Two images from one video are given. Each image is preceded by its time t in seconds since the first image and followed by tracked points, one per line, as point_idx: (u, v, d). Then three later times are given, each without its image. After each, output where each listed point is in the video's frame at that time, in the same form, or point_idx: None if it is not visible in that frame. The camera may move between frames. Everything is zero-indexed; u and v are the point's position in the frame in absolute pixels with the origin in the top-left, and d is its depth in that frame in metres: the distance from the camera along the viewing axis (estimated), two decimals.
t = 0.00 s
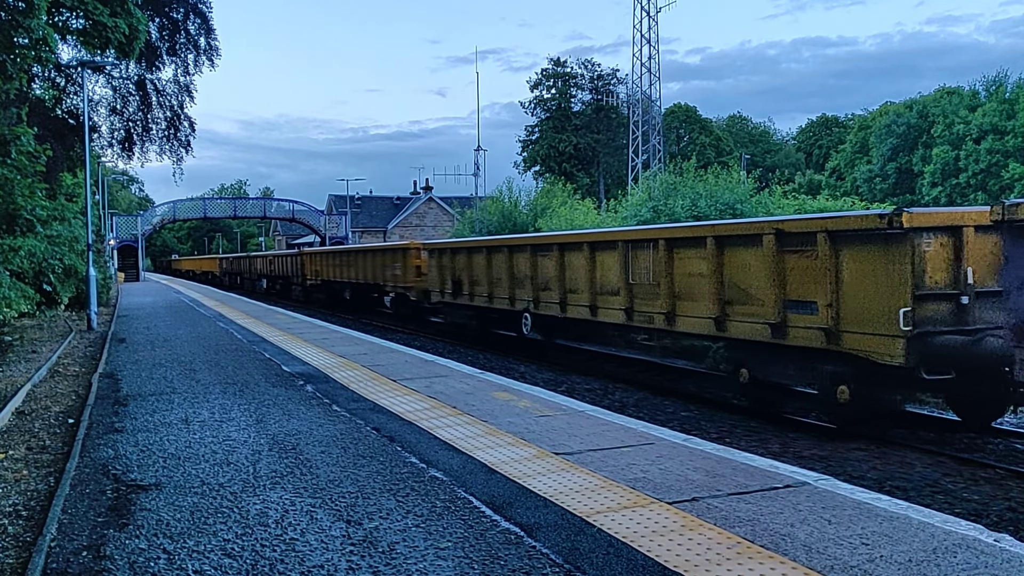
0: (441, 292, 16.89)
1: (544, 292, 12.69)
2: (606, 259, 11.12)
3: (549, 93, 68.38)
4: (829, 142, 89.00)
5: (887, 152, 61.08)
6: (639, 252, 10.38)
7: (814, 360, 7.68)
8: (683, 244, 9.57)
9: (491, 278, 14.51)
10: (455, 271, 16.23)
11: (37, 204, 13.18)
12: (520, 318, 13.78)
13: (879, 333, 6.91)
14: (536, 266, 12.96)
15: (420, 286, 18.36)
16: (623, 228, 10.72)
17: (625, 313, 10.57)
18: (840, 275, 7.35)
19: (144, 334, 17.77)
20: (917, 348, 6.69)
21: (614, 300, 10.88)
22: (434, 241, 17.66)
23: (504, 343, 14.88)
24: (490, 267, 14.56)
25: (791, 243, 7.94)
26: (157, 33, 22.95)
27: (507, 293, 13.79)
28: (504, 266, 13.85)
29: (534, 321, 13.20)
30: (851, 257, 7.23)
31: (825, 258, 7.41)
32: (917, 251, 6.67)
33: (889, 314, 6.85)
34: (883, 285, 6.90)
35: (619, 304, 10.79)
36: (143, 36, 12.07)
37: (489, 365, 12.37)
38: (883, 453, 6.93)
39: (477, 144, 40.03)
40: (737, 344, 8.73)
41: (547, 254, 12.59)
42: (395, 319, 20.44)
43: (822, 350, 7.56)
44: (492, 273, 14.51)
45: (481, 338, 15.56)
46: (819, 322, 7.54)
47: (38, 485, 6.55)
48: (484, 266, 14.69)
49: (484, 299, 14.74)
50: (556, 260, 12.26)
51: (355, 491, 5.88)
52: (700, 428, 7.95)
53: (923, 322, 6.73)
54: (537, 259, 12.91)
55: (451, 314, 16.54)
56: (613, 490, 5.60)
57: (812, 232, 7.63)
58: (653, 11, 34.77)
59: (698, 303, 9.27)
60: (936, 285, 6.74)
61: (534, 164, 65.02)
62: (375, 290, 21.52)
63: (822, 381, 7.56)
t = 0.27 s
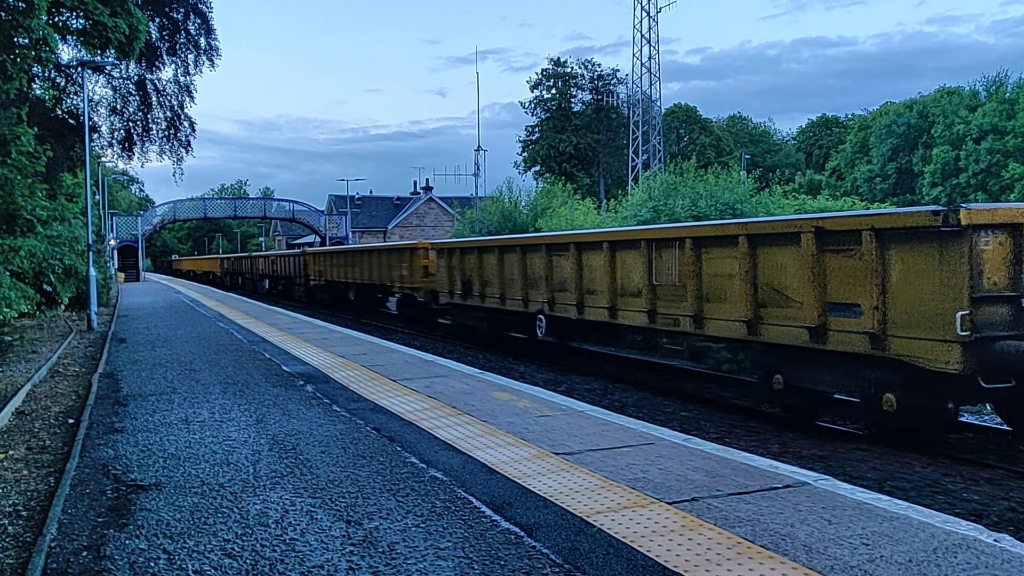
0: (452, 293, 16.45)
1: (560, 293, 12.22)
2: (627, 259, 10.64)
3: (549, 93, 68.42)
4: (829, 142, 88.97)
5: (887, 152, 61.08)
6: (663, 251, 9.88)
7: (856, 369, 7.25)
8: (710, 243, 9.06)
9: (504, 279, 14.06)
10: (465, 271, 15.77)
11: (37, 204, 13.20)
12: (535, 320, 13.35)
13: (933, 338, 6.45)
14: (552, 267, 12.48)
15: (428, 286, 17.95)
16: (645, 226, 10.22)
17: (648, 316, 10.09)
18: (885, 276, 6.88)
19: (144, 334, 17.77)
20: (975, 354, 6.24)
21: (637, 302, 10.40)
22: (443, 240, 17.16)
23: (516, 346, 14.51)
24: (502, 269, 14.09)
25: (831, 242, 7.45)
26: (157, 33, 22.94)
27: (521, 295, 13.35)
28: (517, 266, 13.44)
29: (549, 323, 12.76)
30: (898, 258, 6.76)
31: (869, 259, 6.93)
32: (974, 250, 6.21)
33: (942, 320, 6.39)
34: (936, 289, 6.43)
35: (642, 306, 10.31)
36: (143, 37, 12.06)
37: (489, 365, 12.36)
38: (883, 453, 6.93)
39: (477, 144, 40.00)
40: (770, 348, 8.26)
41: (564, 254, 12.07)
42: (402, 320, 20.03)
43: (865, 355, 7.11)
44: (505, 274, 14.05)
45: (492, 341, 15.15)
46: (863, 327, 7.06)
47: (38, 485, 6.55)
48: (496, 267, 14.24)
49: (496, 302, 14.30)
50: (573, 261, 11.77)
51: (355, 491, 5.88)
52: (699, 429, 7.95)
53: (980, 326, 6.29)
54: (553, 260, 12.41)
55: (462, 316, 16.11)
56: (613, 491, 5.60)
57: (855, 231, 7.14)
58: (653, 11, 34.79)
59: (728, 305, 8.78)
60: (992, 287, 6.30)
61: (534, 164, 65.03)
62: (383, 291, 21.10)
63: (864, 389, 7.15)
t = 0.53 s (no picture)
0: (462, 294, 16.11)
1: (579, 294, 11.89)
2: (649, 259, 10.36)
3: (549, 93, 68.45)
4: (829, 142, 88.95)
5: (887, 152, 61.07)
6: (691, 251, 9.61)
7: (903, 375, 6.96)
8: (742, 242, 8.79)
9: (517, 279, 13.72)
10: (476, 271, 15.43)
11: (37, 203, 13.21)
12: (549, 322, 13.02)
13: (997, 342, 6.17)
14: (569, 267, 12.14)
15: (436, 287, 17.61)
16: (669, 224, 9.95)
17: (674, 318, 9.80)
18: (939, 277, 6.59)
19: (144, 334, 17.77)
20: None
21: (661, 304, 10.13)
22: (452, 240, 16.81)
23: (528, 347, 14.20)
24: (515, 269, 13.75)
25: (877, 240, 7.18)
26: (157, 33, 22.94)
27: (535, 295, 13.01)
28: (531, 266, 13.10)
29: (565, 325, 12.44)
30: (955, 257, 6.48)
31: (922, 258, 6.65)
32: None
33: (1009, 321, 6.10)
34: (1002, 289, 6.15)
35: (667, 308, 10.02)
36: (143, 36, 12.06)
37: (489, 365, 12.35)
38: (883, 453, 6.93)
39: (477, 144, 40.00)
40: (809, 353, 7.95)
41: (581, 254, 11.77)
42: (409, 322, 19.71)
43: (916, 361, 6.81)
44: (518, 274, 13.71)
45: (504, 343, 14.81)
46: (914, 331, 6.77)
47: (38, 485, 6.55)
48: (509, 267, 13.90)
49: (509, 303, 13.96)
50: (592, 261, 11.46)
51: (355, 491, 5.87)
52: (699, 428, 7.94)
53: None
54: (570, 260, 12.09)
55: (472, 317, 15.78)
56: (613, 491, 5.59)
57: (905, 229, 6.86)
58: (653, 11, 34.81)
59: (762, 307, 8.50)
60: None
61: (534, 164, 65.04)
62: (390, 291, 20.77)
63: (912, 397, 6.83)
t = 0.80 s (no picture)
0: (472, 295, 15.66)
1: (598, 295, 11.45)
2: (674, 259, 9.93)
3: (549, 93, 68.48)
4: (829, 142, 88.97)
5: (887, 152, 61.09)
6: (720, 250, 9.16)
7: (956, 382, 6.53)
8: (776, 240, 8.33)
9: (531, 280, 13.27)
10: (487, 272, 14.97)
11: (37, 203, 13.23)
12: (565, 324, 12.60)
13: None
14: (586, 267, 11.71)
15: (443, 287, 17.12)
16: (696, 222, 9.49)
17: (701, 321, 9.37)
18: (1001, 279, 6.15)
19: (144, 334, 17.77)
20: None
21: (687, 306, 9.70)
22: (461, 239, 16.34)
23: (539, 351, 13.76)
24: (529, 269, 13.31)
25: (928, 238, 6.74)
26: (157, 33, 22.94)
27: (549, 296, 12.58)
28: (546, 267, 12.64)
29: (581, 327, 12.03)
30: (1016, 257, 6.04)
31: (982, 258, 6.22)
32: None
33: None
34: None
35: (694, 311, 9.58)
36: (143, 36, 12.05)
37: (489, 365, 12.34)
38: (883, 453, 6.93)
39: (477, 144, 39.97)
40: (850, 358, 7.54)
41: (601, 253, 11.33)
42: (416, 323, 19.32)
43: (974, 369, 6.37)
44: (532, 274, 13.26)
45: (515, 345, 14.39)
46: (972, 336, 6.32)
47: (38, 485, 6.55)
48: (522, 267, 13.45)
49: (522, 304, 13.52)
50: (611, 261, 11.03)
51: (355, 491, 5.87)
52: (699, 428, 7.95)
53: None
54: (588, 260, 11.65)
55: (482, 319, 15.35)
56: (613, 490, 5.60)
57: (961, 227, 6.42)
58: (653, 11, 34.87)
59: (799, 310, 8.05)
60: None
61: (534, 164, 65.07)
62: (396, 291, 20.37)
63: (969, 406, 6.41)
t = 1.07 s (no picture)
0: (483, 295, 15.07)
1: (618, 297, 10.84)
2: (702, 258, 9.32)
3: (549, 93, 68.49)
4: (829, 142, 88.98)
5: (887, 152, 61.09)
6: (753, 249, 8.54)
7: (1023, 397, 6.00)
8: (815, 238, 7.71)
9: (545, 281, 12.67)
10: (499, 271, 14.36)
11: (36, 203, 13.23)
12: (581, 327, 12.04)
13: None
14: (605, 266, 11.08)
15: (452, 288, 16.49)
16: (726, 219, 8.87)
17: (731, 324, 8.79)
18: None
19: (143, 334, 17.74)
20: None
21: (715, 308, 9.11)
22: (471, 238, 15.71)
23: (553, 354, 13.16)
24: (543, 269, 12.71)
25: (988, 235, 6.15)
26: (157, 32, 22.95)
27: (565, 297, 11.98)
28: (564, 266, 11.97)
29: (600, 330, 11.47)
30: None
31: None
32: None
33: None
34: None
35: (724, 313, 8.97)
36: (143, 36, 12.04)
37: (489, 365, 12.32)
38: (883, 453, 6.92)
39: (477, 143, 39.95)
40: (894, 364, 6.96)
41: (621, 253, 10.71)
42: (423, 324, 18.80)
43: None
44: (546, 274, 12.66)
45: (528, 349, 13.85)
46: None
47: (38, 485, 6.54)
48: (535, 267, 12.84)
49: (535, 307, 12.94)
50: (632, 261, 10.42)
51: (355, 491, 5.87)
52: (699, 428, 7.93)
53: None
54: (607, 259, 11.04)
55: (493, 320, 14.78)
56: (613, 490, 5.59)
57: None
58: (653, 11, 34.90)
59: (839, 313, 7.45)
60: None
61: (534, 164, 65.05)
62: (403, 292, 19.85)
63: None
